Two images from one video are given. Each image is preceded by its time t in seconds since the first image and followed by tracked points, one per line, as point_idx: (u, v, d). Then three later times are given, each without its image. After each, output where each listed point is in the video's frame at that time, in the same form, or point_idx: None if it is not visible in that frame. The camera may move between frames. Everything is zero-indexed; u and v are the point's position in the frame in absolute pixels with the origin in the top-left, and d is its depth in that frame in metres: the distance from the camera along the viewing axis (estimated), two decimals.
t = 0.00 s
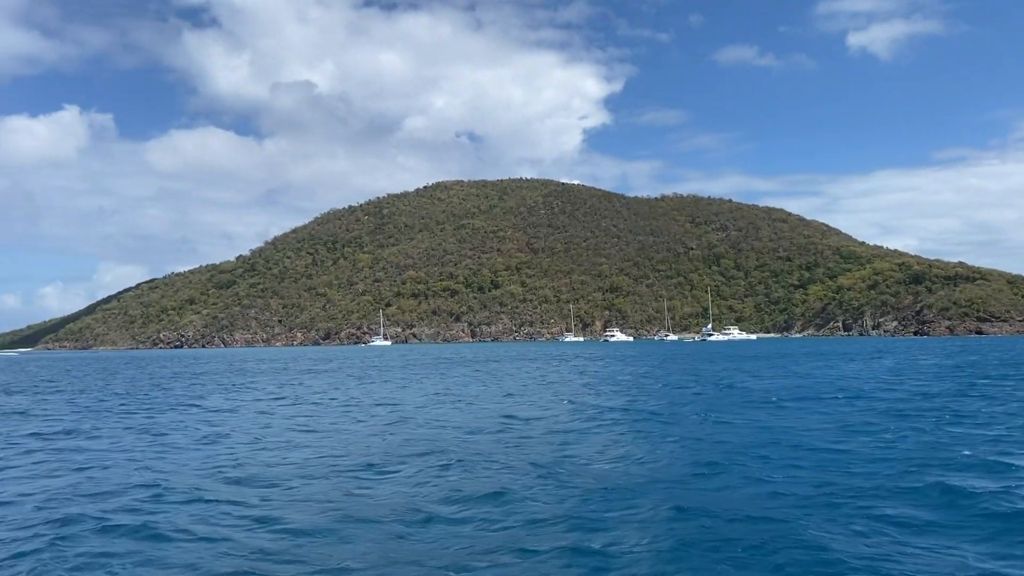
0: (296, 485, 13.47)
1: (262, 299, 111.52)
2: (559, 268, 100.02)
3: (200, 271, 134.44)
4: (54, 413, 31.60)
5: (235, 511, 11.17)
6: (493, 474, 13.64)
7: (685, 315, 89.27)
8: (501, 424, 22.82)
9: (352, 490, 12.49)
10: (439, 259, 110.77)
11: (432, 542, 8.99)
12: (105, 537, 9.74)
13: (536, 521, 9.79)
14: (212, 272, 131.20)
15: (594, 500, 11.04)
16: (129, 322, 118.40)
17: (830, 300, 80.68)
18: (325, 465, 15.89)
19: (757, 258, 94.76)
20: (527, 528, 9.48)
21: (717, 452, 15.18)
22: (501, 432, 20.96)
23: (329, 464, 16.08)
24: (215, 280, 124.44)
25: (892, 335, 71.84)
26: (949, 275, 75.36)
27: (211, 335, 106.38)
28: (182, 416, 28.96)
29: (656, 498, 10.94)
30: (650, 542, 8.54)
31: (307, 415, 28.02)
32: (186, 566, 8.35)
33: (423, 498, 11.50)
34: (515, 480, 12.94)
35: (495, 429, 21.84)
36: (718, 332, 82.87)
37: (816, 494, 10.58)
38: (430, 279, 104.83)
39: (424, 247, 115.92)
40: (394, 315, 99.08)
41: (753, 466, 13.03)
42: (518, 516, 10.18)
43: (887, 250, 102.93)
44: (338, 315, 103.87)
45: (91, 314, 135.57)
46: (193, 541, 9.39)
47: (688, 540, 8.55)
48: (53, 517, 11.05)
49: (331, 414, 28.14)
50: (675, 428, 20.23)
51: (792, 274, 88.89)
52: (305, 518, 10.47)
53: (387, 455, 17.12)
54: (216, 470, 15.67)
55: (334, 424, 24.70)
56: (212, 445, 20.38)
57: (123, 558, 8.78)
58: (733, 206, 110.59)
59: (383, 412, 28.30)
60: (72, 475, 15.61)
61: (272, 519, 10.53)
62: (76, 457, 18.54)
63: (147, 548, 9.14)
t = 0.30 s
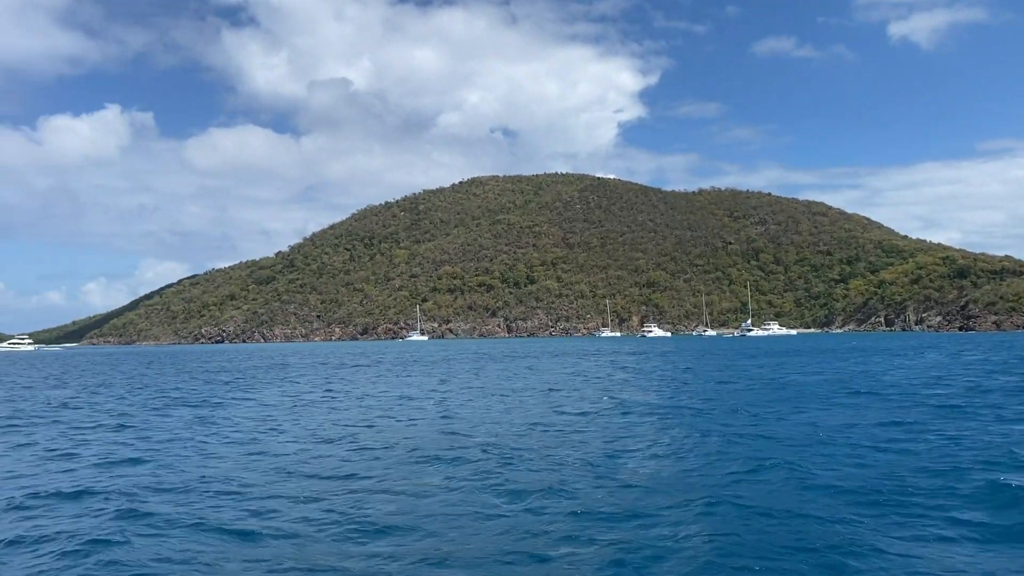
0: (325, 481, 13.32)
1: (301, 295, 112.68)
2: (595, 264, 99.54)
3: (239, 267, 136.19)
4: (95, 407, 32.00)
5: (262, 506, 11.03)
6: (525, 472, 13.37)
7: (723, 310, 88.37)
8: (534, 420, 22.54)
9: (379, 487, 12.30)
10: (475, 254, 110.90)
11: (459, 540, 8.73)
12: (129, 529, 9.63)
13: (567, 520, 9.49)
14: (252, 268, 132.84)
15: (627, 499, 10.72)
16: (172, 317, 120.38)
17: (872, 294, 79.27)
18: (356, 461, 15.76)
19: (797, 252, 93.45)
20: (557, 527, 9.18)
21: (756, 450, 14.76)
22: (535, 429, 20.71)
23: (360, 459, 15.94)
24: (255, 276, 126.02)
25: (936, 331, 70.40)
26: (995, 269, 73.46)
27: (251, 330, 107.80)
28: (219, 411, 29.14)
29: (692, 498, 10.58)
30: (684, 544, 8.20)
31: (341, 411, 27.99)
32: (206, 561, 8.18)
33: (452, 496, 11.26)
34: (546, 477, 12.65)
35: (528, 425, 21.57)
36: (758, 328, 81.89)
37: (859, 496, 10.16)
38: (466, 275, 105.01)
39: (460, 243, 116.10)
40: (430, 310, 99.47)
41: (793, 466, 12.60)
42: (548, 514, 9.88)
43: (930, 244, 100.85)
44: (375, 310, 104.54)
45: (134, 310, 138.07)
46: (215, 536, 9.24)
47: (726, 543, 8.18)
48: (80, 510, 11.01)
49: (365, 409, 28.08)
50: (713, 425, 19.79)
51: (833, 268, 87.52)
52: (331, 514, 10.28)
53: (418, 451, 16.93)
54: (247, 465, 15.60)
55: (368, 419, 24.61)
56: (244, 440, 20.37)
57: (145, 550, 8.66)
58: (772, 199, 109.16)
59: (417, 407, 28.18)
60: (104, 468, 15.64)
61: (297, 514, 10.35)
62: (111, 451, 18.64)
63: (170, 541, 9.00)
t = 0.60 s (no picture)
0: (364, 475, 13.18)
1: (339, 290, 113.64)
2: (632, 257, 98.93)
3: (279, 263, 137.73)
4: (137, 401, 32.42)
5: (297, 501, 10.90)
6: (566, 467, 13.10)
7: (762, 304, 87.39)
8: (573, 416, 22.26)
9: (419, 482, 12.12)
10: (511, 249, 110.87)
11: (504, 537, 8.48)
12: (168, 524, 9.52)
13: (615, 517, 9.19)
14: (291, 264, 134.28)
15: (675, 496, 10.38)
16: (214, 313, 122.21)
17: (916, 287, 77.73)
18: (396, 456, 15.61)
19: (838, 245, 92.00)
20: (601, 524, 8.91)
21: (805, 447, 14.33)
22: (574, 424, 20.44)
23: (400, 455, 15.77)
24: (294, 271, 127.43)
25: (983, 324, 68.85)
26: None
27: (291, 325, 109.09)
28: (258, 405, 29.31)
29: (743, 495, 10.21)
30: (737, 544, 7.85)
31: (379, 405, 27.99)
32: (245, 557, 8.05)
33: (494, 493, 11.01)
34: (588, 474, 12.37)
35: (568, 421, 21.31)
36: (799, 321, 80.80)
37: (918, 494, 9.81)
38: (502, 269, 105.06)
39: (497, 238, 116.13)
40: (467, 304, 99.75)
41: (844, 462, 12.18)
42: (592, 512, 9.59)
43: (975, 236, 98.67)
44: (412, 305, 105.12)
45: (175, 306, 140.49)
46: (255, 531, 9.10)
47: (781, 543, 7.84)
48: (122, 505, 10.95)
49: (403, 405, 27.98)
50: (757, 421, 19.36)
51: (876, 261, 86.03)
52: (371, 510, 10.12)
53: (457, 446, 16.75)
54: (287, 460, 15.53)
55: (405, 414, 24.53)
56: (285, 434, 20.37)
57: (183, 545, 8.54)
58: (812, 191, 107.60)
59: (456, 402, 28.06)
60: (146, 462, 15.69)
61: (336, 510, 10.19)
62: (152, 445, 18.74)
63: (210, 536, 8.89)
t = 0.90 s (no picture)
0: (409, 469, 13.11)
1: (377, 285, 114.47)
2: (670, 250, 98.18)
3: (318, 258, 139.13)
4: (182, 395, 32.86)
5: (343, 496, 10.82)
6: (614, 462, 12.89)
7: (803, 297, 86.22)
8: (616, 410, 22.05)
9: (465, 476, 12.00)
10: (548, 243, 110.65)
11: (556, 533, 8.30)
12: (217, 519, 9.49)
13: (668, 514, 8.97)
14: (329, 259, 135.52)
15: (729, 492, 10.14)
16: (254, 308, 123.88)
17: (961, 278, 76.05)
18: (441, 450, 15.53)
19: (881, 236, 90.39)
20: (654, 520, 8.69)
21: (860, 441, 13.95)
22: (618, 418, 20.23)
23: (445, 448, 15.71)
24: (332, 266, 128.67)
25: None
26: None
27: (330, 320, 110.35)
28: (300, 399, 29.51)
29: (799, 491, 9.92)
30: (799, 542, 7.59)
31: (420, 399, 28.03)
32: (294, 552, 7.97)
33: (543, 487, 10.84)
34: (637, 469, 12.15)
35: (609, 414, 21.08)
36: (841, 314, 79.56)
37: (982, 490, 9.47)
38: (539, 263, 104.95)
39: (533, 232, 115.93)
40: (504, 299, 99.89)
41: (903, 457, 11.81)
42: (645, 508, 9.37)
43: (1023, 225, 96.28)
44: (449, 299, 105.54)
45: (217, 300, 142.65)
46: (302, 526, 9.03)
47: (844, 541, 7.55)
48: (170, 499, 10.98)
49: (444, 398, 27.98)
50: (805, 414, 18.99)
51: (920, 252, 84.37)
52: (419, 505, 10.00)
53: (502, 440, 16.62)
54: (331, 453, 15.50)
55: (447, 408, 24.49)
56: (328, 428, 20.44)
57: (236, 539, 8.51)
58: (853, 182, 105.87)
59: (497, 395, 28.00)
60: (193, 456, 15.80)
61: (382, 505, 10.07)
62: (197, 438, 18.89)
63: (258, 532, 8.81)
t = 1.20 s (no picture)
0: (448, 465, 12.92)
1: (415, 280, 115.11)
2: (708, 242, 97.20)
3: (356, 253, 140.26)
4: (224, 390, 33.17)
5: (380, 493, 10.64)
6: (658, 457, 12.58)
7: (845, 289, 84.94)
8: (659, 404, 21.69)
9: (506, 473, 11.77)
10: (585, 236, 110.26)
11: (598, 533, 8.03)
12: (251, 517, 9.36)
13: (715, 514, 8.65)
14: (367, 254, 136.56)
15: (781, 489, 9.77)
16: (294, 303, 125.38)
17: (1008, 269, 74.31)
18: (482, 445, 15.34)
19: (924, 227, 88.65)
20: (701, 520, 8.38)
21: (915, 436, 13.46)
22: (661, 413, 19.90)
23: (484, 443, 15.51)
24: (370, 262, 129.66)
25: None
26: None
27: (369, 314, 111.33)
28: (341, 393, 29.60)
29: (853, 489, 9.52)
30: (854, 543, 7.24)
31: (460, 394, 27.92)
32: (328, 552, 7.78)
33: (585, 484, 10.57)
34: (683, 464, 11.83)
35: (651, 408, 20.95)
36: (884, 306, 78.24)
37: None
38: (576, 257, 104.58)
39: (570, 225, 115.58)
40: (541, 293, 99.79)
41: (961, 454, 11.33)
42: (691, 507, 9.05)
43: None
44: (486, 293, 105.72)
45: (258, 296, 144.43)
46: (338, 524, 8.85)
47: (898, 535, 7.41)
48: (207, 496, 10.91)
49: (484, 393, 27.87)
50: (855, 409, 18.47)
51: (965, 243, 82.56)
52: (457, 502, 9.78)
53: (542, 435, 16.39)
54: (375, 447, 15.59)
55: (485, 403, 24.33)
56: (368, 423, 20.38)
57: (286, 531, 8.61)
58: (896, 172, 103.92)
59: (536, 390, 27.80)
60: (233, 451, 15.79)
61: (420, 503, 9.87)
62: (238, 433, 18.95)
63: (292, 530, 8.65)
